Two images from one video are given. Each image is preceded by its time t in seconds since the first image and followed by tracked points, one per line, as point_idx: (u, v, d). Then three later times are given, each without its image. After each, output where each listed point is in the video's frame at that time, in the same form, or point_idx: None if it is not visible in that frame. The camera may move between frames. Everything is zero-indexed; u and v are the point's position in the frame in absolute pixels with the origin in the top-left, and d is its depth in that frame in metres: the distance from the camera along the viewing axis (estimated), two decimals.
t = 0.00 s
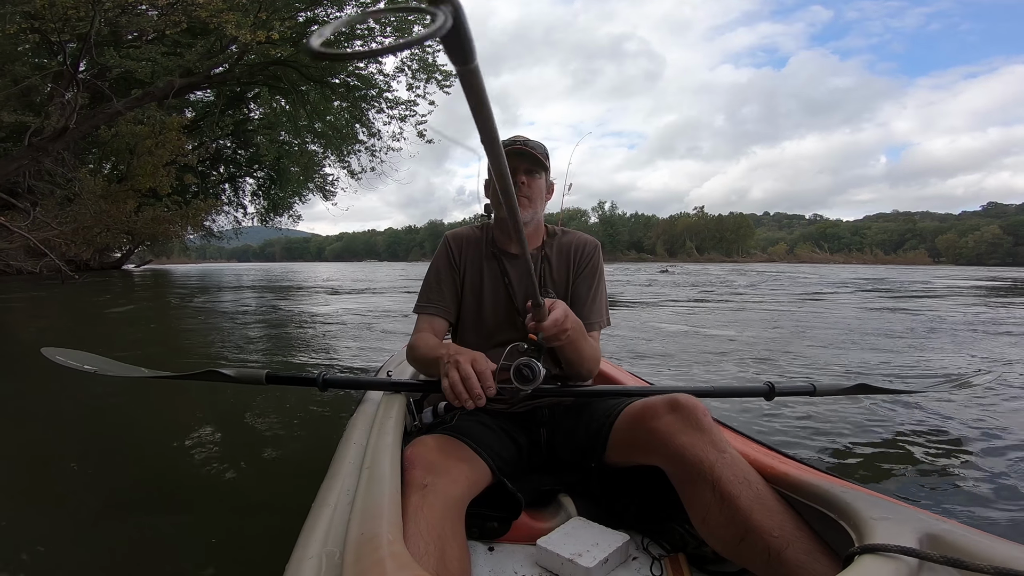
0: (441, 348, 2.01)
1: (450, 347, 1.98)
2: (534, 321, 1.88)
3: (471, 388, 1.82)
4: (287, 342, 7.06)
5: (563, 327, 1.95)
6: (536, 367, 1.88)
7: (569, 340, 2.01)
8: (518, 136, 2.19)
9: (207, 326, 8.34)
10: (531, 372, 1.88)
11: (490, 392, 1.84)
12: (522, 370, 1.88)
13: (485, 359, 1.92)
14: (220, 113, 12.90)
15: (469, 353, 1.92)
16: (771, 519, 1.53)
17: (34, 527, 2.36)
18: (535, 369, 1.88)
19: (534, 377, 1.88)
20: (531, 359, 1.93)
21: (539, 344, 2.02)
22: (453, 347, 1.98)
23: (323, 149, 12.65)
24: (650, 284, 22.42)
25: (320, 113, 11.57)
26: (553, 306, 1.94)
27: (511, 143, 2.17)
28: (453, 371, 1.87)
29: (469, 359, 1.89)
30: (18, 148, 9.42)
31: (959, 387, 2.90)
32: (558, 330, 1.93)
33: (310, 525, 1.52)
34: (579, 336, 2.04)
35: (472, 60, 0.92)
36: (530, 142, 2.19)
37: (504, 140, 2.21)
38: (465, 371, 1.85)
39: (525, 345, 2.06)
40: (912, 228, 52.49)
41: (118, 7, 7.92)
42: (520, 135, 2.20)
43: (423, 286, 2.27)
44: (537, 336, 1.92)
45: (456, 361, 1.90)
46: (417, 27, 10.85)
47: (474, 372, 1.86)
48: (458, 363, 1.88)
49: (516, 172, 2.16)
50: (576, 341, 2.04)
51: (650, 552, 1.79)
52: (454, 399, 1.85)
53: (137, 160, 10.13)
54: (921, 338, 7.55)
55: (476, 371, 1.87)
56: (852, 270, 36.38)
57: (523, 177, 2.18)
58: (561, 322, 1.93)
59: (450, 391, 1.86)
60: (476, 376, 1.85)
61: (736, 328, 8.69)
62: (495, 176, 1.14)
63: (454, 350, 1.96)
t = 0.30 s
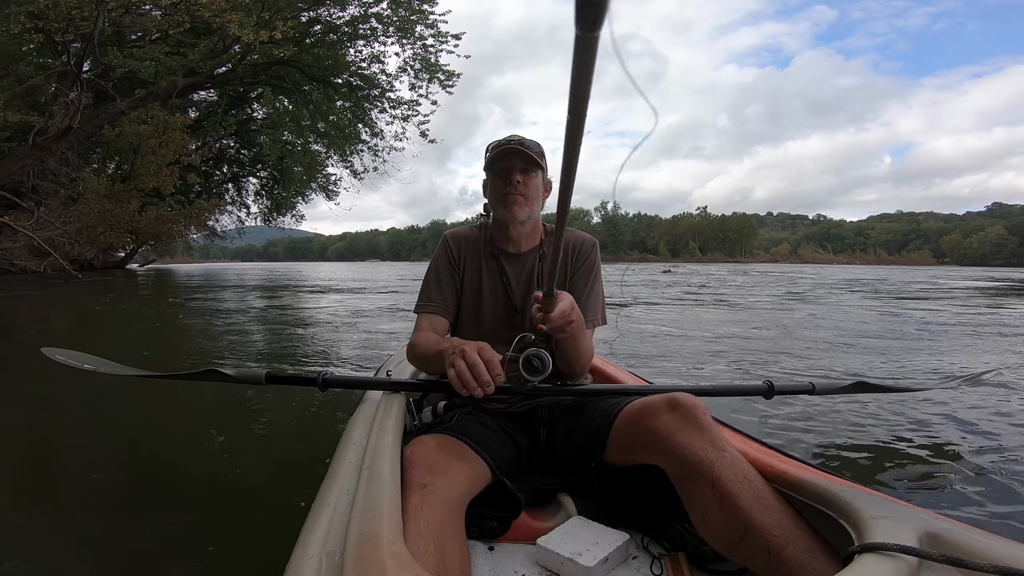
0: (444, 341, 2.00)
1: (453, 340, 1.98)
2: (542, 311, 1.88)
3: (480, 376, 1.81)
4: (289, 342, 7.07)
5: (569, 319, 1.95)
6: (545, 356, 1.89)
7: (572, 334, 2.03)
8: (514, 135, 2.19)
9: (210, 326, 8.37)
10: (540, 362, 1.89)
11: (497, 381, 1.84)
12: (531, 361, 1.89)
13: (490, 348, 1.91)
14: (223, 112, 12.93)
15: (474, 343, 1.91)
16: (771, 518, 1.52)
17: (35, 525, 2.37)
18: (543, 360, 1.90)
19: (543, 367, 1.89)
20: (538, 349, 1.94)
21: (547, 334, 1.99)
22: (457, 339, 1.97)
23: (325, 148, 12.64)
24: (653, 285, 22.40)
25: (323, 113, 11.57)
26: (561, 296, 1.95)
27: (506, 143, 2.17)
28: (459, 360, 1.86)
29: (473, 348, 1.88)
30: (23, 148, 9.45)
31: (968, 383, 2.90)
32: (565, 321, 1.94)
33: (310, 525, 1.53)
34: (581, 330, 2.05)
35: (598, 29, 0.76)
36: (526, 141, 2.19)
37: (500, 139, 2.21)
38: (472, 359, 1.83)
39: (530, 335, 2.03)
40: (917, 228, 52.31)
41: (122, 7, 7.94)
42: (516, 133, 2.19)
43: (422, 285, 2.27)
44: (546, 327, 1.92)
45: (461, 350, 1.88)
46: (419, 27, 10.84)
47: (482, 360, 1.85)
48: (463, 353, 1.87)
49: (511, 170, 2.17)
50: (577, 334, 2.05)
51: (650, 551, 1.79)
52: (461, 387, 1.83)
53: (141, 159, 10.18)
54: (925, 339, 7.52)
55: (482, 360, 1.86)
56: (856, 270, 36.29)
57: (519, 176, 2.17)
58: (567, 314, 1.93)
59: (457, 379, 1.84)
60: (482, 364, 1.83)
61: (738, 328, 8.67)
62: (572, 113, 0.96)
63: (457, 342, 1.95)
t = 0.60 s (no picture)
0: (447, 337, 1.99)
1: (455, 336, 1.97)
2: (549, 305, 1.94)
3: (488, 367, 1.81)
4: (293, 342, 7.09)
5: (575, 314, 2.01)
6: (556, 351, 1.88)
7: (575, 330, 2.05)
8: (512, 135, 2.20)
9: (214, 325, 8.41)
10: (551, 357, 1.88)
11: (505, 374, 1.83)
12: (541, 356, 1.88)
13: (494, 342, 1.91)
14: (227, 112, 12.98)
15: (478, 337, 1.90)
16: (770, 518, 1.52)
17: (35, 525, 2.38)
18: (554, 354, 1.88)
19: (554, 361, 1.88)
20: (547, 343, 1.93)
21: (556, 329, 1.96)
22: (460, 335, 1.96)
23: (329, 148, 12.65)
24: (656, 285, 22.39)
25: (327, 113, 11.59)
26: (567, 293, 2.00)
27: (504, 142, 2.18)
28: (464, 354, 1.86)
29: (478, 341, 1.88)
30: (28, 148, 9.50)
31: (962, 382, 2.84)
32: (571, 317, 1.99)
33: (310, 524, 1.53)
34: (584, 327, 2.07)
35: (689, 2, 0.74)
36: (524, 140, 2.20)
37: (498, 139, 2.22)
38: (479, 351, 1.83)
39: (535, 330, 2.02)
40: (921, 229, 52.11)
41: (127, 7, 7.98)
42: (513, 133, 2.20)
43: (423, 283, 2.27)
44: (553, 322, 1.96)
45: (466, 344, 1.88)
46: (422, 27, 10.85)
47: (487, 353, 1.85)
48: (469, 346, 1.87)
49: (508, 170, 2.18)
50: (580, 330, 2.06)
51: (649, 551, 1.79)
52: (468, 379, 1.83)
53: (145, 159, 10.22)
54: (929, 340, 7.49)
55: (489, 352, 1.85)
56: (860, 271, 36.20)
57: (517, 175, 2.18)
58: (573, 310, 2.00)
59: (463, 372, 1.84)
60: (490, 357, 1.83)
61: (741, 328, 8.66)
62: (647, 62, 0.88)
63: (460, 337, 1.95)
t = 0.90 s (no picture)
0: (443, 337, 1.99)
1: (452, 334, 1.97)
2: (549, 302, 1.94)
3: (485, 367, 1.81)
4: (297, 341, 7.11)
5: (575, 312, 2.02)
6: (554, 348, 1.90)
7: (574, 329, 2.05)
8: (511, 135, 2.21)
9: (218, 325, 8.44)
10: (549, 354, 1.89)
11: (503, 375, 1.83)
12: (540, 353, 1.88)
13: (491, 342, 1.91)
14: (231, 112, 13.02)
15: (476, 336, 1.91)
16: (767, 519, 1.52)
17: (34, 523, 2.38)
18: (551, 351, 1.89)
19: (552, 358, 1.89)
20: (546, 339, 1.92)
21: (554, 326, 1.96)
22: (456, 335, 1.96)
23: (333, 148, 12.67)
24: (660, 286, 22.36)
25: (331, 113, 11.61)
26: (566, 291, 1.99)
27: (503, 142, 2.19)
28: (462, 354, 1.86)
29: (475, 341, 1.87)
30: (33, 148, 9.55)
31: (962, 384, 2.80)
32: (571, 314, 2.00)
33: (308, 524, 1.54)
34: (583, 327, 2.07)
35: None
36: (522, 140, 2.21)
37: (497, 139, 2.23)
38: (476, 351, 1.83)
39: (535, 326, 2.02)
40: (926, 229, 51.92)
41: (132, 8, 8.02)
42: (512, 133, 2.21)
43: (422, 282, 2.27)
44: (553, 319, 1.96)
45: (463, 344, 1.88)
46: (426, 27, 10.88)
47: (484, 353, 1.85)
48: (466, 346, 1.87)
49: (506, 170, 2.19)
50: (579, 329, 2.06)
51: (647, 551, 1.79)
52: (465, 379, 1.83)
53: (150, 159, 10.28)
54: (933, 342, 7.46)
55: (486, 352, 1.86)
56: (866, 271, 36.12)
57: (515, 175, 2.19)
58: (573, 307, 2.00)
59: (461, 372, 1.84)
60: (487, 357, 1.83)
61: (745, 330, 8.65)
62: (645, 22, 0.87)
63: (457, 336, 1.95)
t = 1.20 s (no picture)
0: (445, 334, 1.97)
1: (454, 332, 1.96)
2: (554, 299, 1.94)
3: (491, 365, 1.81)
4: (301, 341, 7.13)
5: (580, 309, 2.01)
6: (560, 343, 1.87)
7: (578, 327, 2.04)
8: (511, 134, 2.20)
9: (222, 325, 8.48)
10: (556, 349, 1.87)
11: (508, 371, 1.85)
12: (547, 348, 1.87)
13: (496, 339, 1.91)
14: (236, 113, 13.06)
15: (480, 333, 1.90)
16: (766, 519, 1.52)
17: (34, 522, 2.39)
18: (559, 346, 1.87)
19: (560, 354, 1.87)
20: (552, 335, 1.91)
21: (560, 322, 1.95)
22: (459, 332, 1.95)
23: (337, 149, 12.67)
24: (665, 286, 22.32)
25: (334, 113, 11.62)
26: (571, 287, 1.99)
27: (504, 141, 2.19)
28: (466, 351, 1.86)
29: (480, 338, 1.87)
30: (40, 149, 9.60)
31: (957, 385, 2.70)
32: (576, 311, 1.99)
33: (307, 524, 1.54)
34: (587, 325, 2.06)
35: None
36: (522, 139, 2.20)
37: (497, 140, 2.23)
38: (481, 348, 1.83)
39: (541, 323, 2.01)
40: (933, 229, 51.65)
41: (136, 9, 8.05)
42: (513, 132, 2.21)
43: (422, 280, 2.26)
44: (558, 315, 1.95)
45: (467, 341, 1.88)
46: (429, 27, 10.88)
47: (491, 350, 1.84)
48: (471, 343, 1.86)
49: (506, 169, 2.19)
50: (583, 326, 2.06)
51: (646, 551, 1.79)
52: (470, 377, 1.83)
53: (156, 160, 10.32)
54: (940, 343, 7.42)
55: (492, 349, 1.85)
56: (872, 271, 35.94)
57: (515, 174, 2.19)
58: (578, 304, 1.99)
59: (465, 369, 1.84)
60: (492, 354, 1.83)
61: (749, 330, 8.62)
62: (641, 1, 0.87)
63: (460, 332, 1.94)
